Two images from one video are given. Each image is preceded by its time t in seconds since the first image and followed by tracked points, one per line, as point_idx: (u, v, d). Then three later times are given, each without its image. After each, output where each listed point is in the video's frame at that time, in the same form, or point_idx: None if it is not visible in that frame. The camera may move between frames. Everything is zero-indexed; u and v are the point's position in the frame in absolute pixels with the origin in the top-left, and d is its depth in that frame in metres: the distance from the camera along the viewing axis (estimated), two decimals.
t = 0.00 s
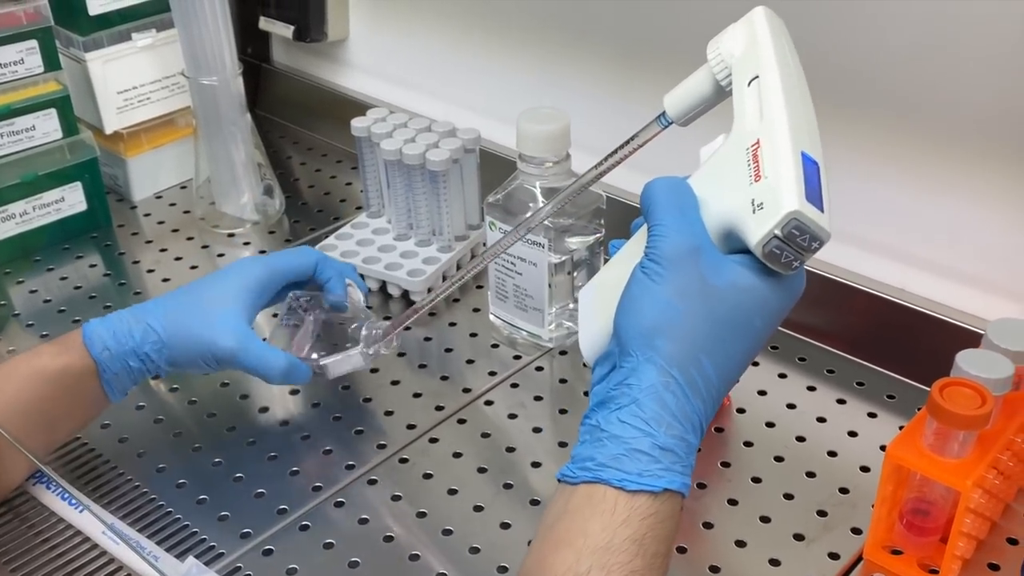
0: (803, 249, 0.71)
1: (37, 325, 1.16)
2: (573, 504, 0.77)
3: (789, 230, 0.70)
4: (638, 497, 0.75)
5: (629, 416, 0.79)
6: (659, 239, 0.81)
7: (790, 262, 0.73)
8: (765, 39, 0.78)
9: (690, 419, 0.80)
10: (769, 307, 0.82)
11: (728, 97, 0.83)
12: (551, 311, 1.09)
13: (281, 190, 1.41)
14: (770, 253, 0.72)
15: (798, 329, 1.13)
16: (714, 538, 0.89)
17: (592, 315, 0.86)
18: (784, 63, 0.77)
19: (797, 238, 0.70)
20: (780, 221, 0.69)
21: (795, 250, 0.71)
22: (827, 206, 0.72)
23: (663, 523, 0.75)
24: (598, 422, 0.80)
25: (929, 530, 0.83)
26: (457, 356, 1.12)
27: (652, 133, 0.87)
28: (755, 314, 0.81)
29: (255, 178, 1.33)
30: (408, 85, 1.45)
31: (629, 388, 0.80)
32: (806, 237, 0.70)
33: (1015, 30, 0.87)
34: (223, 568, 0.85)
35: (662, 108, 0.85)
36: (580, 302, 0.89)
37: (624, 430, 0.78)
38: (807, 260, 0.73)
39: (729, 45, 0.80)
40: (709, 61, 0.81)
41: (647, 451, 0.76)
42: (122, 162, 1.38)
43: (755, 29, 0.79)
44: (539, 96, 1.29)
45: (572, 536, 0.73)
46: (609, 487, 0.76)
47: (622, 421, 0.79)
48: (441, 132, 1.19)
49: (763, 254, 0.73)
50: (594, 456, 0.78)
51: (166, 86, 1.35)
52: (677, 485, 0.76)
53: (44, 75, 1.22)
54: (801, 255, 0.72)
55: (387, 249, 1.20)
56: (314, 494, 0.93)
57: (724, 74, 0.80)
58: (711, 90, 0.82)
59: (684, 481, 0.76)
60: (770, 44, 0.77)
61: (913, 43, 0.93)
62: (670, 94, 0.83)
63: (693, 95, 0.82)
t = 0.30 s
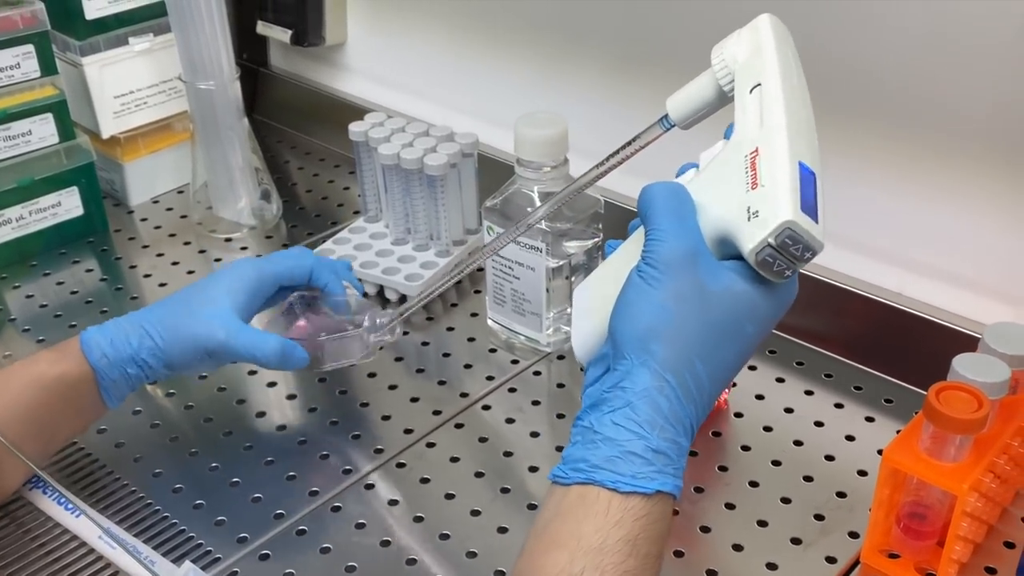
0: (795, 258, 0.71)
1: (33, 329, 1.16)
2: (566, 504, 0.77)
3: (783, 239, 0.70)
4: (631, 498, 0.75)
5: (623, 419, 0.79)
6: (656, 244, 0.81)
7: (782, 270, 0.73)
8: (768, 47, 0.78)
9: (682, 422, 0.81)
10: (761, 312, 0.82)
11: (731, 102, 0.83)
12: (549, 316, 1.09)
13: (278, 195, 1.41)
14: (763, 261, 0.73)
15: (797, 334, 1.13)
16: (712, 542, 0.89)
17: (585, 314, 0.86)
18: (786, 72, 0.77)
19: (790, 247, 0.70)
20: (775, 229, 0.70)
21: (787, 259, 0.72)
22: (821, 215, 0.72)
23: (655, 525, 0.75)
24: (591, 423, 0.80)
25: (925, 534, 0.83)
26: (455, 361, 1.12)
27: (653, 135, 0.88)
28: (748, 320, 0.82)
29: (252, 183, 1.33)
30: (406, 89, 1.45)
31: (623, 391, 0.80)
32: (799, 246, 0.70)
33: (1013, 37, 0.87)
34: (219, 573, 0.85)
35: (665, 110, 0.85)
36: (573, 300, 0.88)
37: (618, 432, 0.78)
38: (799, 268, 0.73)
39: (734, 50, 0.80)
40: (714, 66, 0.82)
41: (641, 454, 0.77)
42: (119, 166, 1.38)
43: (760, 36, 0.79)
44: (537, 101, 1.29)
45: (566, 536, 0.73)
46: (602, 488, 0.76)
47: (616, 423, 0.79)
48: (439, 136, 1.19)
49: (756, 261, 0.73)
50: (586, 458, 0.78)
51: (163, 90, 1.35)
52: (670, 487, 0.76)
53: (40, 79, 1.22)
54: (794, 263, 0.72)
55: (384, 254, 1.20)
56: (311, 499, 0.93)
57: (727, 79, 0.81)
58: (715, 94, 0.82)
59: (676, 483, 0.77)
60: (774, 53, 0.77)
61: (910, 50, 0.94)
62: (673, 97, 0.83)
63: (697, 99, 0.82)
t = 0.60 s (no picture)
0: (743, 261, 0.72)
1: (31, 336, 1.16)
2: (540, 499, 0.77)
3: (731, 244, 0.70)
4: (602, 491, 0.76)
5: (590, 416, 0.79)
6: (614, 247, 0.81)
7: (732, 272, 0.74)
8: (716, 56, 0.78)
9: (646, 417, 0.81)
10: (717, 310, 0.82)
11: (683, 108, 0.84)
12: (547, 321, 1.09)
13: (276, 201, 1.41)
14: (714, 266, 0.73)
15: (795, 340, 1.14)
16: (710, 547, 0.89)
17: (547, 318, 0.86)
18: (732, 78, 0.77)
19: (738, 251, 0.71)
20: (721, 236, 0.70)
21: (735, 262, 0.72)
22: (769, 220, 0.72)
23: (626, 513, 0.76)
24: (558, 421, 0.81)
25: (923, 538, 0.84)
26: (453, 366, 1.12)
27: (607, 138, 0.88)
28: (704, 319, 0.82)
29: (250, 190, 1.33)
30: (405, 96, 1.46)
31: (587, 389, 0.80)
32: (746, 249, 0.71)
33: (1011, 45, 0.88)
34: None
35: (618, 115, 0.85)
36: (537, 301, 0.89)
37: (586, 428, 0.79)
38: (748, 271, 0.74)
39: (684, 58, 0.81)
40: (664, 73, 0.82)
41: (610, 447, 0.77)
42: (116, 172, 1.38)
43: (708, 45, 0.80)
44: (536, 107, 1.29)
45: (541, 529, 0.74)
46: (574, 482, 0.76)
47: (583, 420, 0.79)
48: (437, 142, 1.19)
49: (707, 265, 0.74)
50: (556, 454, 0.79)
51: (161, 96, 1.35)
52: (640, 478, 0.77)
53: (38, 85, 1.22)
54: (743, 266, 0.72)
55: (382, 259, 1.21)
56: (309, 505, 0.93)
57: (677, 87, 0.81)
58: (665, 101, 0.82)
59: (645, 475, 0.77)
60: (721, 61, 0.78)
61: (908, 57, 0.94)
62: (626, 103, 0.84)
63: (647, 105, 0.83)
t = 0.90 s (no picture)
0: (735, 265, 0.72)
1: (28, 342, 1.16)
2: (532, 503, 0.78)
3: (723, 247, 0.71)
4: (594, 493, 0.77)
5: (581, 419, 0.80)
6: (606, 251, 0.81)
7: (724, 276, 0.74)
8: (710, 59, 0.79)
9: (637, 421, 0.82)
10: (708, 314, 0.83)
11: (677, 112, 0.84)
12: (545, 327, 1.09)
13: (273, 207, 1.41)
14: (706, 269, 0.74)
15: (792, 345, 1.14)
16: (706, 552, 0.89)
17: (540, 321, 0.86)
18: (726, 81, 0.78)
19: (731, 255, 0.71)
20: (714, 239, 0.70)
21: (728, 266, 0.73)
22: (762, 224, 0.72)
23: (617, 515, 0.77)
24: (550, 425, 0.81)
25: (919, 543, 0.84)
26: (450, 372, 1.12)
27: (602, 142, 0.88)
28: (696, 322, 0.83)
29: (247, 196, 1.33)
30: (403, 101, 1.46)
31: (579, 393, 0.80)
32: (738, 254, 0.71)
33: (1007, 52, 0.88)
34: None
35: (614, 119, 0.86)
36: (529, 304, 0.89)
37: (577, 432, 0.79)
38: (741, 274, 0.74)
39: (678, 62, 0.81)
40: (659, 77, 0.82)
41: (601, 451, 0.78)
42: (113, 178, 1.38)
43: (702, 49, 0.80)
44: (534, 113, 1.29)
45: (532, 533, 0.75)
46: (566, 485, 0.77)
47: (574, 423, 0.80)
48: (434, 148, 1.19)
49: (700, 269, 0.74)
50: (548, 457, 0.79)
51: (158, 102, 1.35)
52: (631, 481, 0.78)
53: (34, 92, 1.22)
54: (735, 270, 0.73)
55: (379, 265, 1.21)
56: (305, 510, 0.93)
57: (672, 90, 0.81)
58: (659, 105, 0.83)
59: (636, 478, 0.78)
60: (714, 65, 0.78)
61: (905, 64, 0.95)
62: (621, 106, 0.84)
63: (642, 109, 0.83)
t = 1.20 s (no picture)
0: (745, 265, 0.72)
1: (25, 348, 1.16)
2: (536, 510, 0.78)
3: (732, 247, 0.70)
4: (598, 501, 0.77)
5: (587, 426, 0.80)
6: (613, 255, 0.81)
7: (733, 277, 0.74)
8: (713, 60, 0.79)
9: (644, 427, 0.82)
10: (717, 318, 0.83)
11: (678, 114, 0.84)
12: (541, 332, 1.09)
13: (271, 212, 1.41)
14: (714, 270, 0.73)
15: (789, 350, 1.14)
16: (702, 556, 0.89)
17: (546, 326, 0.86)
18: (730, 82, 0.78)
19: (739, 254, 0.71)
20: (723, 239, 0.70)
21: (736, 266, 0.72)
22: (769, 224, 0.72)
23: (622, 524, 0.77)
24: (556, 431, 0.82)
25: (916, 547, 0.84)
26: (447, 377, 1.12)
27: (604, 146, 0.88)
28: (705, 326, 0.82)
29: (244, 202, 1.33)
30: (400, 107, 1.46)
31: (586, 399, 0.81)
32: (748, 253, 0.71)
33: (1003, 57, 0.88)
34: None
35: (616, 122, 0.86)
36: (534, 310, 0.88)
37: (583, 438, 0.80)
38: (749, 276, 0.74)
39: (679, 63, 0.81)
40: (660, 79, 0.82)
41: (606, 458, 0.78)
42: (111, 184, 1.38)
43: (704, 50, 0.80)
44: (531, 118, 1.29)
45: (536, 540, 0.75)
46: (571, 493, 0.77)
47: (581, 430, 0.80)
48: (431, 153, 1.20)
49: (707, 270, 0.74)
50: (554, 464, 0.80)
51: (155, 108, 1.35)
52: (636, 489, 0.78)
53: (33, 97, 1.22)
54: (743, 270, 0.73)
55: (376, 270, 1.21)
56: (302, 515, 0.93)
57: (674, 91, 0.81)
58: (661, 106, 0.83)
59: (641, 486, 0.78)
60: (717, 67, 0.78)
61: (901, 67, 0.95)
62: (622, 109, 0.84)
63: (644, 111, 0.83)
